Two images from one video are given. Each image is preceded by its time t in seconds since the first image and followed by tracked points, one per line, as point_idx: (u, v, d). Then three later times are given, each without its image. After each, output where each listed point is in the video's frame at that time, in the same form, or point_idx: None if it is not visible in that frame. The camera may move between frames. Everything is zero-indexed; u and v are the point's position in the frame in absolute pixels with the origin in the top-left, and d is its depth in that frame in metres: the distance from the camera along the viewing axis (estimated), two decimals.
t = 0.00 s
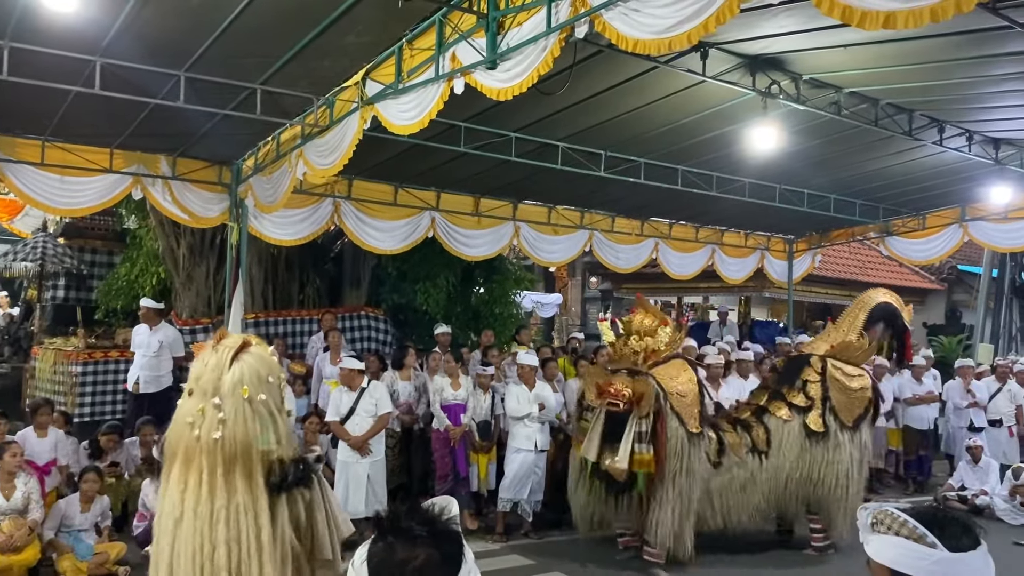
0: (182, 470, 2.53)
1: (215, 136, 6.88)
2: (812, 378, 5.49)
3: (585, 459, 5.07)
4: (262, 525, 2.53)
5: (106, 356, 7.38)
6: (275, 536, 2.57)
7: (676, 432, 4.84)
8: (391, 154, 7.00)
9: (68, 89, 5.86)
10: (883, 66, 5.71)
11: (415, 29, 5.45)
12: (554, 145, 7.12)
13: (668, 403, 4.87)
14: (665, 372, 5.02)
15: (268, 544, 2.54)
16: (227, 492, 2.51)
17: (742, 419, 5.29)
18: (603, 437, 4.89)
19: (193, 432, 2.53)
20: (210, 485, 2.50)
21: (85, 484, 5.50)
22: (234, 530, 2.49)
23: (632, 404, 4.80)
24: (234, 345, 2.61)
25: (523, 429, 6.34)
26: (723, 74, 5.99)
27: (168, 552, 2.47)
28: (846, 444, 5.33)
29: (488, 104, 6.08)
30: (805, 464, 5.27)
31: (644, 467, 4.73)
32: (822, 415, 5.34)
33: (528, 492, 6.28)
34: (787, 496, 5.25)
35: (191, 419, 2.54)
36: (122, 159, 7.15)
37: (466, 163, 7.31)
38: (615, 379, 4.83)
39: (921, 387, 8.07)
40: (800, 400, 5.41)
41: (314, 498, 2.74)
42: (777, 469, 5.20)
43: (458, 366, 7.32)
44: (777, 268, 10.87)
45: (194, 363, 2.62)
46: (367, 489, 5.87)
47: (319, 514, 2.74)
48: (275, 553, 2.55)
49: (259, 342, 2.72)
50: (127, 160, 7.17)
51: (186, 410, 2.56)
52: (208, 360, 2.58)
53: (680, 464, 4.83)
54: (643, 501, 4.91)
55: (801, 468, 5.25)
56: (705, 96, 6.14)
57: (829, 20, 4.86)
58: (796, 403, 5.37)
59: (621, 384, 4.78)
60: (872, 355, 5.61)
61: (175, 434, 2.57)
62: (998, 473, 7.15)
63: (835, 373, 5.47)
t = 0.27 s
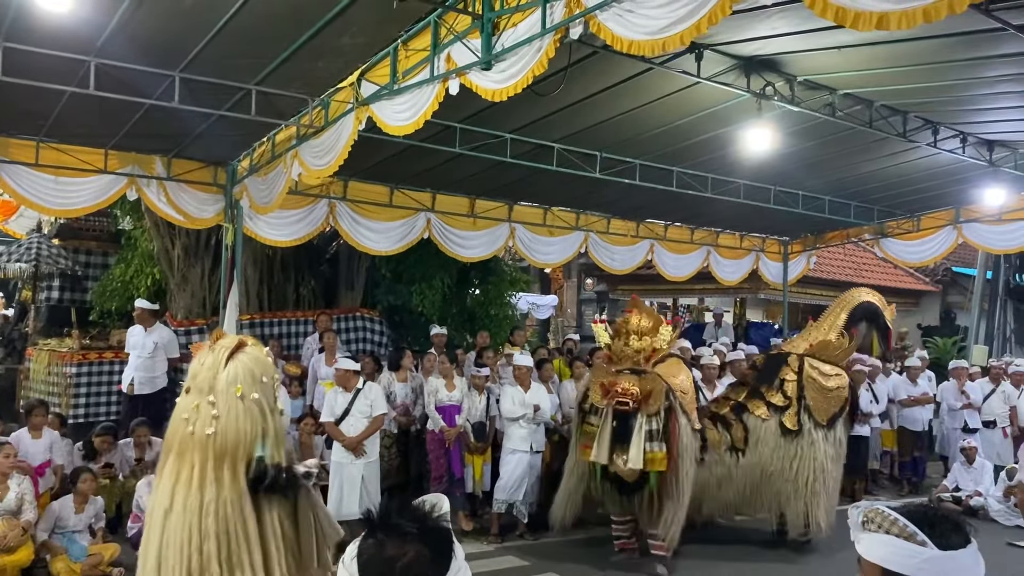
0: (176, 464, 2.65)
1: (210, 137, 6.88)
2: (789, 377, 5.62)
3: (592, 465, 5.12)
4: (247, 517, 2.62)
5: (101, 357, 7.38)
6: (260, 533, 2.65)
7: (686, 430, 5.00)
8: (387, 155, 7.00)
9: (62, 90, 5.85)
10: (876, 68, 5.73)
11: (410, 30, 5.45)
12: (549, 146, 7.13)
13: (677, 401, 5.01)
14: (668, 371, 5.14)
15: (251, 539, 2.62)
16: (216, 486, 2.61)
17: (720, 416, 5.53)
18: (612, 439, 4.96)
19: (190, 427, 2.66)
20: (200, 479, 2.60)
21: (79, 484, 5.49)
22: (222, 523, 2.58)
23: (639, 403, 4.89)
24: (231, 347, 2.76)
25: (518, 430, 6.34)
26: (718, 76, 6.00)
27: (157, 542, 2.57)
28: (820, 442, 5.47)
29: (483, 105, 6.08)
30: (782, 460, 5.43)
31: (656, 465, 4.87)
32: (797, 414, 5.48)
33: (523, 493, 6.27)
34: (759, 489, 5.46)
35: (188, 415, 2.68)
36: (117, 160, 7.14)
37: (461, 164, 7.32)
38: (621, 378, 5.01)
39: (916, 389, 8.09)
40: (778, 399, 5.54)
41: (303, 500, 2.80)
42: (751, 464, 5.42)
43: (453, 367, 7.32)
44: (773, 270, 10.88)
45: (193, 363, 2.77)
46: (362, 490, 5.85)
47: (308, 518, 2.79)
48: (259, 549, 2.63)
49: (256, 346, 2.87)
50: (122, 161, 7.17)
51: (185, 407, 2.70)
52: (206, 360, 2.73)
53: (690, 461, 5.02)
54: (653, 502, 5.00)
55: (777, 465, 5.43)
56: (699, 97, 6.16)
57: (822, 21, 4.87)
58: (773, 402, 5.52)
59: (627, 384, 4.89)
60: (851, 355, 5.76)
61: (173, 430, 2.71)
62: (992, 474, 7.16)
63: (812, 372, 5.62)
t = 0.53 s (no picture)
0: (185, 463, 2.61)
1: (205, 139, 6.88)
2: (776, 380, 5.63)
3: (603, 465, 5.12)
4: (246, 520, 2.53)
5: (95, 359, 7.36)
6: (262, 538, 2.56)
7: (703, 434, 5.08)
8: (382, 157, 7.01)
9: (57, 91, 5.84)
10: (870, 71, 5.76)
11: (405, 32, 5.46)
12: (544, 148, 7.14)
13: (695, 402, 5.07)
14: (683, 373, 5.21)
15: (245, 545, 2.51)
16: (219, 487, 2.53)
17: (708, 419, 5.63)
18: (627, 437, 4.99)
19: (200, 426, 2.61)
20: (205, 478, 2.55)
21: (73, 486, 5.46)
22: (219, 522, 2.50)
23: (655, 402, 4.94)
24: (244, 349, 2.71)
25: (514, 432, 6.34)
26: (712, 78, 6.02)
27: (158, 540, 2.51)
28: (805, 445, 5.49)
29: (478, 108, 6.10)
30: (765, 463, 5.49)
31: (672, 466, 4.90)
32: (784, 416, 5.51)
33: (518, 496, 6.27)
34: (741, 490, 5.59)
35: (200, 414, 2.63)
36: (112, 162, 7.14)
37: (457, 166, 7.33)
38: (637, 378, 5.05)
39: (911, 391, 8.07)
40: (765, 401, 5.56)
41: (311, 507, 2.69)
42: (735, 466, 5.52)
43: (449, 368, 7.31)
44: (768, 272, 10.90)
45: (210, 365, 2.74)
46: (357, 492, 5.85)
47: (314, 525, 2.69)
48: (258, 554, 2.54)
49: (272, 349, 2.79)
50: (117, 163, 7.17)
51: (198, 406, 2.67)
52: (219, 361, 2.69)
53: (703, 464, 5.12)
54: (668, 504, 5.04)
55: (760, 469, 5.49)
56: (694, 100, 6.18)
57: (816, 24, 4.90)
58: (760, 405, 5.54)
59: (643, 383, 4.95)
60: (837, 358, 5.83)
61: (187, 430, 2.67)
62: (986, 476, 7.17)
63: (799, 375, 5.65)
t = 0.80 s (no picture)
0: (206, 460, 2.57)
1: (199, 142, 6.87)
2: (768, 384, 5.63)
3: (623, 469, 5.09)
4: (265, 517, 2.46)
5: (88, 363, 7.35)
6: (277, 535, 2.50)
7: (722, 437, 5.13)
8: (376, 161, 7.01)
9: (51, 94, 5.83)
10: (862, 76, 5.78)
11: (400, 36, 5.47)
12: (538, 152, 7.16)
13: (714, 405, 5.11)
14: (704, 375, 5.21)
15: (269, 541, 2.47)
16: (238, 483, 2.49)
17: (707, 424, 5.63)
18: (649, 442, 4.96)
19: (221, 425, 2.57)
20: (224, 474, 2.52)
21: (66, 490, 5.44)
22: (238, 517, 2.45)
23: (678, 405, 4.94)
24: (264, 348, 2.68)
25: (508, 435, 6.34)
26: (706, 83, 6.04)
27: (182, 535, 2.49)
28: (794, 448, 5.55)
29: (473, 112, 6.11)
30: (758, 466, 5.53)
31: (697, 471, 4.88)
32: (777, 419, 5.56)
33: (512, 499, 6.27)
34: (742, 495, 5.63)
35: (221, 413, 2.60)
36: (106, 165, 7.13)
37: (451, 170, 7.33)
38: (658, 381, 5.04)
39: (904, 395, 8.10)
40: (759, 403, 5.59)
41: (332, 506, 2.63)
42: (735, 472, 5.56)
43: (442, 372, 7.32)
44: (760, 276, 10.94)
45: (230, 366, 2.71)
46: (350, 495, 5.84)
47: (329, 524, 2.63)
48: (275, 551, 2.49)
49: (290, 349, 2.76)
50: (111, 166, 7.16)
51: (219, 406, 2.63)
52: (239, 361, 2.66)
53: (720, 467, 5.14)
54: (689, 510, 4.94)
55: (756, 472, 5.53)
56: (687, 104, 6.20)
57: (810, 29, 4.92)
58: (754, 408, 5.58)
59: (665, 386, 4.94)
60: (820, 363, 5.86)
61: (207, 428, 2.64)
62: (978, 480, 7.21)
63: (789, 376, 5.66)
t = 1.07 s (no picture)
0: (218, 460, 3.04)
1: (189, 147, 6.86)
2: (763, 390, 5.64)
3: (637, 478, 5.10)
4: (267, 513, 2.90)
5: (78, 368, 7.31)
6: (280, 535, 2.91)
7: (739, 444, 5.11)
8: (368, 165, 7.01)
9: (41, 98, 5.81)
10: (852, 82, 5.81)
11: (391, 41, 5.47)
12: (530, 157, 7.17)
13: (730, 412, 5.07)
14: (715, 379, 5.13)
15: (270, 536, 2.89)
16: (242, 483, 2.94)
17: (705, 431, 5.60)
18: (665, 450, 4.95)
19: (229, 429, 3.04)
20: (230, 474, 2.96)
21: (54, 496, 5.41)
22: (244, 515, 2.89)
23: (694, 413, 4.93)
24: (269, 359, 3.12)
25: (500, 440, 6.34)
26: (697, 89, 6.06)
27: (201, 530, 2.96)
28: (788, 453, 5.63)
29: (464, 117, 6.11)
30: (755, 472, 5.56)
31: (713, 480, 4.87)
32: (772, 426, 5.57)
33: (504, 505, 6.25)
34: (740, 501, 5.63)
35: (230, 417, 3.06)
36: (96, 169, 7.12)
37: (443, 175, 7.33)
38: (672, 388, 4.99)
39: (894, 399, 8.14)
40: (754, 409, 5.58)
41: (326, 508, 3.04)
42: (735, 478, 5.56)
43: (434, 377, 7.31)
44: (751, 281, 10.99)
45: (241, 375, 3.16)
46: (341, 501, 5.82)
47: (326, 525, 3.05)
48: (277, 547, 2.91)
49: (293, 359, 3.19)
50: (101, 171, 7.14)
51: (230, 411, 3.11)
52: (246, 370, 3.12)
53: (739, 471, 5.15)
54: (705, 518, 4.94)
55: (753, 478, 5.55)
56: (679, 110, 6.22)
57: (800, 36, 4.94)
58: (751, 414, 5.54)
59: (679, 394, 4.91)
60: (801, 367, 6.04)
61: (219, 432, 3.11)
62: (968, 484, 7.24)
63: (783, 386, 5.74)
